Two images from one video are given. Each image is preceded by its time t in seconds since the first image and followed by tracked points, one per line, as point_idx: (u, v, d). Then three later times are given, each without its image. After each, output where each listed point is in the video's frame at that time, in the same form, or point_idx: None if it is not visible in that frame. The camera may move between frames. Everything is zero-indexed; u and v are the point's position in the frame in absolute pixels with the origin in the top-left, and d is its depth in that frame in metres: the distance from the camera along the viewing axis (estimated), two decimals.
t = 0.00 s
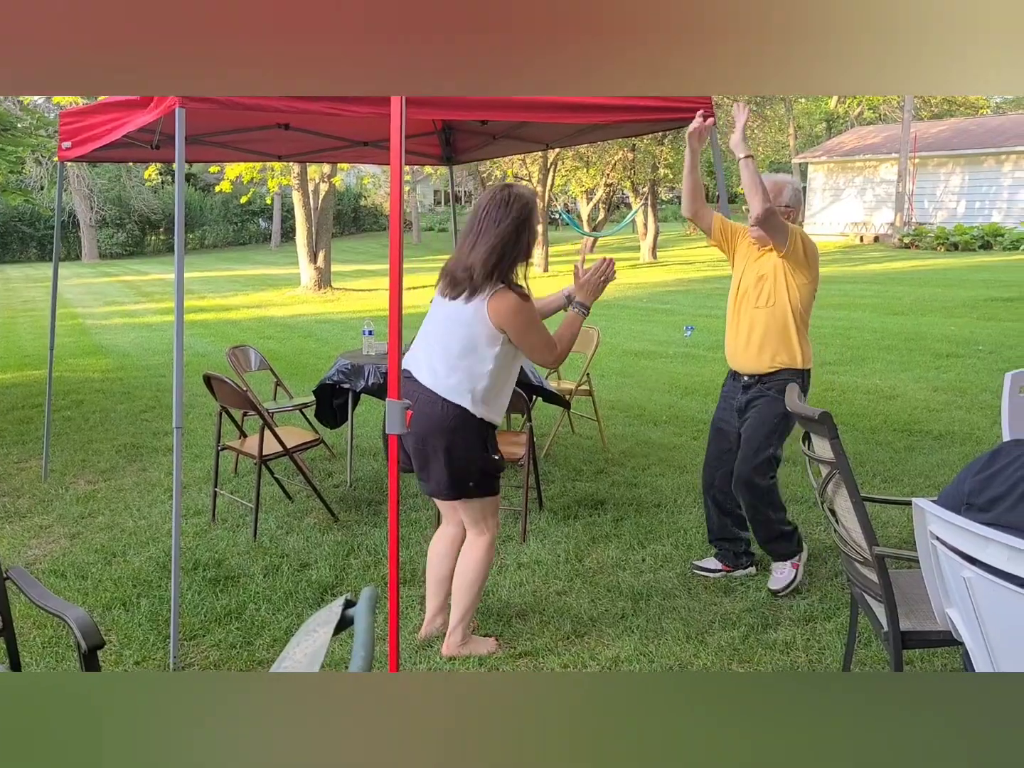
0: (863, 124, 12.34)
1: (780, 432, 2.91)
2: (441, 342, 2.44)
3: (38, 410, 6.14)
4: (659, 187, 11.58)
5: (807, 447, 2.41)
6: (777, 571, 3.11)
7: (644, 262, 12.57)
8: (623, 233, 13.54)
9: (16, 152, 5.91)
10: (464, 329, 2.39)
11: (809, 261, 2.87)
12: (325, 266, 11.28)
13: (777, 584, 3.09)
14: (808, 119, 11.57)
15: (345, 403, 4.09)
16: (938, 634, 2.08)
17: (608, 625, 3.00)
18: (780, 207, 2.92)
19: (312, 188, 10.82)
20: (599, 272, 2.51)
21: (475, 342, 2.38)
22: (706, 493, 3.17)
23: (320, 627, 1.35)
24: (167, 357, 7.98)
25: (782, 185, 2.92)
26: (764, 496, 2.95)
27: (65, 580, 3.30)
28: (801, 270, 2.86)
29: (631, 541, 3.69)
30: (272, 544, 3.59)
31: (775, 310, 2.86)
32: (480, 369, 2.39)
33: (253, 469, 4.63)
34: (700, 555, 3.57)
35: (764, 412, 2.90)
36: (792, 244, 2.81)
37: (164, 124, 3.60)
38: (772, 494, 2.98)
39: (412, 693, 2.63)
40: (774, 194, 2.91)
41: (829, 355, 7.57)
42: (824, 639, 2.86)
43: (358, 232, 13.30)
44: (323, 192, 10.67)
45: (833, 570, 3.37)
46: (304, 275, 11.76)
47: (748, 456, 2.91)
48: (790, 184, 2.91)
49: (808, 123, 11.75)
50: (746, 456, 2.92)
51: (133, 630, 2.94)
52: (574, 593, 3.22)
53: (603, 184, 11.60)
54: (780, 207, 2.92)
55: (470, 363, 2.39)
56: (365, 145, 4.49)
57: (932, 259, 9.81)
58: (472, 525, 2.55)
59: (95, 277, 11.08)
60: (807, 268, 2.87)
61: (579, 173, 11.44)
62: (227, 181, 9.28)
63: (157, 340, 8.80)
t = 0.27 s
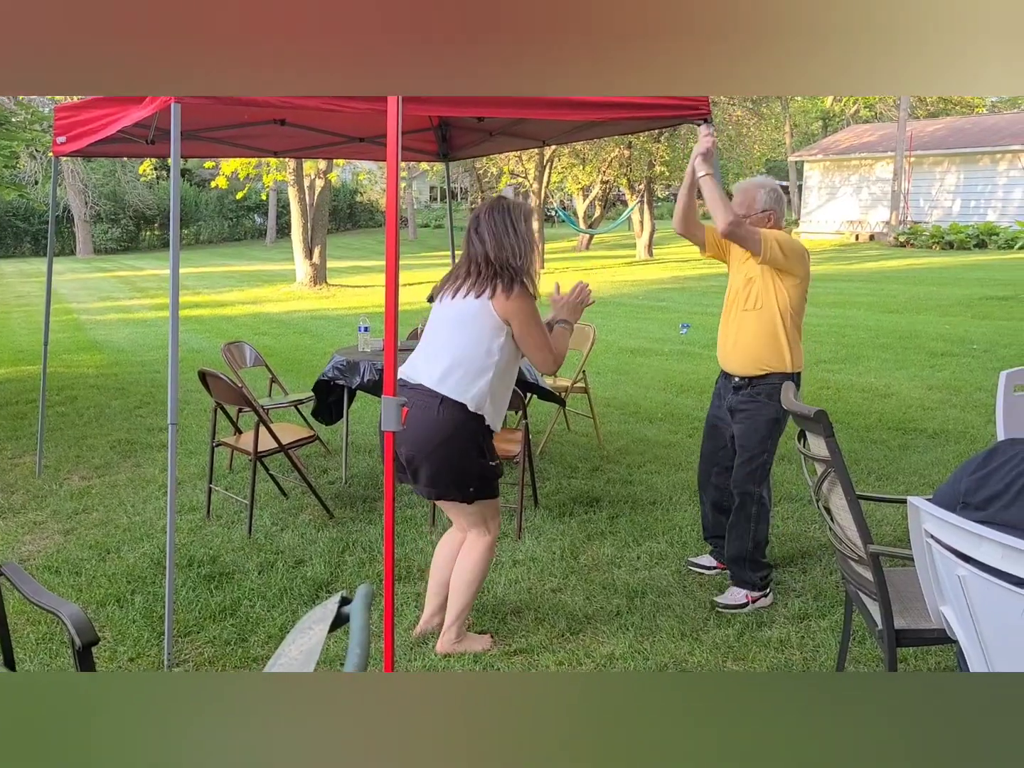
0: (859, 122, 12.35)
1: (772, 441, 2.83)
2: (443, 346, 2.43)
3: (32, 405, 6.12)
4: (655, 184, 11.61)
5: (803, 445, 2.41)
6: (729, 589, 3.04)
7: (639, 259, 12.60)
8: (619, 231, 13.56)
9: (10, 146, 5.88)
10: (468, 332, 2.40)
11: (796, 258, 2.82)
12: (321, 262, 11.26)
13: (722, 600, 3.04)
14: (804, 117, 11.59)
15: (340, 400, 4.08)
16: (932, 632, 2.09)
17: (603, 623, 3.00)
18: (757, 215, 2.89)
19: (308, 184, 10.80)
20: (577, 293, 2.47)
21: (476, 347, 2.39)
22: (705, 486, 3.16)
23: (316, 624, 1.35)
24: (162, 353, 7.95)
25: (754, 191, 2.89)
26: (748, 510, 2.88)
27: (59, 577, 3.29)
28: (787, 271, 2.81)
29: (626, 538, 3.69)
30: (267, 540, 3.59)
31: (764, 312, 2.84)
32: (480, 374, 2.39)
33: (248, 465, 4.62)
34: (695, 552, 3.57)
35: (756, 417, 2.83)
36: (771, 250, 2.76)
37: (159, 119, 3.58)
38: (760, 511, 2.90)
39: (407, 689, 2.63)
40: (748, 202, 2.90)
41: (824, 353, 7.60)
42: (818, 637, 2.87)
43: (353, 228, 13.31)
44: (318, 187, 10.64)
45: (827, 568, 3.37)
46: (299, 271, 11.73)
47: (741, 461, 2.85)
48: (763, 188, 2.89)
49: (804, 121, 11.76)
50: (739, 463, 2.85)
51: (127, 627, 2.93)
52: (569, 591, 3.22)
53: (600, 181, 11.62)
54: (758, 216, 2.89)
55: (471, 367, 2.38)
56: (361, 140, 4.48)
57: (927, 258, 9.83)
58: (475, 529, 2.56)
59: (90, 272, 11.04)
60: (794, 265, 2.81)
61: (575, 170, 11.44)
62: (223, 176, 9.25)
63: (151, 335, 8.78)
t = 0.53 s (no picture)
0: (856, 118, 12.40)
1: (755, 437, 2.83)
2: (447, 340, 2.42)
3: (27, 397, 6.11)
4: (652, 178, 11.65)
5: (797, 439, 2.42)
6: (730, 584, 3.04)
7: (635, 254, 12.61)
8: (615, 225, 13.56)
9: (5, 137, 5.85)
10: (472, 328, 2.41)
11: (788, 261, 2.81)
12: (316, 254, 11.24)
13: (721, 595, 3.04)
14: (801, 112, 11.65)
15: (337, 393, 4.08)
16: (924, 626, 2.10)
17: (598, 616, 3.01)
18: (755, 211, 2.88)
19: (304, 176, 10.78)
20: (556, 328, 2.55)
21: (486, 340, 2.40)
22: (699, 480, 3.17)
23: (310, 616, 1.35)
24: (157, 345, 7.94)
25: (757, 185, 2.87)
26: (730, 505, 2.88)
27: (53, 568, 3.29)
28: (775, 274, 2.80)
29: (620, 532, 3.70)
30: (262, 533, 3.58)
31: (752, 311, 2.83)
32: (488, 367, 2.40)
33: (243, 458, 4.62)
34: (689, 546, 3.58)
35: (740, 412, 2.83)
36: (755, 250, 2.73)
37: (153, 109, 3.56)
38: (743, 508, 2.89)
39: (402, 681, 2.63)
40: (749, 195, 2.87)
41: (819, 348, 7.61)
42: (812, 631, 2.88)
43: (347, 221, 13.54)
44: (315, 180, 10.65)
45: (821, 562, 3.39)
46: (295, 263, 11.72)
47: (723, 455, 2.86)
48: (767, 184, 2.87)
49: (801, 117, 11.81)
50: (724, 455, 2.86)
51: (122, 619, 2.93)
52: (563, 584, 3.22)
53: (596, 175, 11.62)
54: (754, 212, 2.88)
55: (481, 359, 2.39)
56: (357, 133, 4.46)
57: (922, 253, 9.89)
58: (478, 526, 2.58)
59: (86, 264, 11.04)
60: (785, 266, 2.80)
61: (572, 164, 11.47)
62: (219, 168, 9.23)
63: (147, 327, 8.76)
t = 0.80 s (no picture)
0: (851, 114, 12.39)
1: (755, 444, 2.82)
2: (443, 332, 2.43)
3: (19, 389, 6.09)
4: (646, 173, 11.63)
5: (791, 434, 2.42)
6: (727, 582, 3.04)
7: (630, 249, 12.61)
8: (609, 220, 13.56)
9: None
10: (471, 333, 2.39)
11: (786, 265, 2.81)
12: (310, 247, 11.20)
13: (717, 591, 3.04)
14: (795, 107, 11.64)
15: (331, 386, 4.08)
16: (915, 621, 2.11)
17: (591, 611, 3.01)
18: (761, 211, 2.85)
19: (299, 169, 10.74)
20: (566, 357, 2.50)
21: (486, 338, 2.38)
22: (694, 480, 3.17)
23: (304, 609, 1.35)
24: (150, 338, 7.91)
25: (764, 185, 2.83)
26: (732, 515, 2.89)
27: (46, 562, 3.28)
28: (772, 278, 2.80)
29: (614, 527, 3.71)
30: (255, 526, 3.58)
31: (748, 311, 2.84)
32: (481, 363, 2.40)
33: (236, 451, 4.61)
34: (682, 541, 3.60)
35: (739, 417, 2.82)
36: (750, 252, 2.73)
37: (146, 101, 3.54)
38: (745, 517, 2.91)
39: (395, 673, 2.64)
40: (755, 194, 2.83)
41: (812, 344, 7.62)
42: (804, 626, 2.89)
43: (340, 214, 13.62)
44: (309, 173, 10.60)
45: (814, 557, 3.40)
46: (289, 256, 11.67)
47: (723, 464, 2.86)
48: (774, 184, 2.83)
49: (796, 112, 11.81)
50: (723, 464, 2.86)
51: (114, 612, 2.93)
52: (556, 579, 3.23)
53: (591, 169, 11.62)
54: (760, 212, 2.85)
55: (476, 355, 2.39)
56: (352, 126, 4.45)
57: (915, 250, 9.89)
58: (465, 516, 2.58)
59: (78, 256, 10.99)
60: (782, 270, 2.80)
61: (566, 158, 11.45)
62: (213, 161, 9.19)
63: (139, 320, 8.73)
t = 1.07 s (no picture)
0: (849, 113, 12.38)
1: (753, 442, 2.82)
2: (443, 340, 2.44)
3: (17, 385, 6.09)
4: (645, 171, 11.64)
5: (789, 432, 2.43)
6: (724, 581, 3.05)
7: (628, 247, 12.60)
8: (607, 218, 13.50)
9: None
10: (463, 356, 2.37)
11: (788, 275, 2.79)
12: (307, 244, 11.17)
13: (713, 590, 3.04)
14: (794, 106, 11.65)
15: (328, 384, 4.08)
16: (911, 619, 2.12)
17: (588, 608, 3.02)
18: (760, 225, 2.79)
19: (296, 165, 10.71)
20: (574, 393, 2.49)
21: (472, 360, 2.36)
22: (678, 478, 3.16)
23: (303, 605, 1.35)
24: (148, 334, 7.91)
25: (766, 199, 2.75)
26: (729, 513, 2.89)
27: (43, 557, 3.28)
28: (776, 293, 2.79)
29: (611, 524, 3.72)
30: (252, 522, 3.59)
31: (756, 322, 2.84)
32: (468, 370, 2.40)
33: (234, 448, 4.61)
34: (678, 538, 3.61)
35: (737, 415, 2.82)
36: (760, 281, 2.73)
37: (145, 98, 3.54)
38: (742, 516, 2.90)
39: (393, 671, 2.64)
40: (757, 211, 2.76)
41: (810, 342, 7.63)
42: (801, 623, 2.90)
43: (339, 211, 13.28)
44: (307, 170, 10.59)
45: (810, 555, 3.41)
46: (286, 253, 11.67)
47: (720, 462, 2.85)
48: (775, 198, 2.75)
49: (794, 111, 11.82)
50: (719, 462, 2.86)
51: (112, 608, 2.93)
52: (554, 576, 3.24)
53: (589, 167, 11.60)
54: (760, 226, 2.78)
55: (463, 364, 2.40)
56: (350, 123, 4.45)
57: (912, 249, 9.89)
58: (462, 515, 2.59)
59: (75, 252, 10.99)
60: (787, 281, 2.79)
61: (565, 156, 11.46)
62: (211, 157, 9.19)
63: (137, 316, 8.72)
